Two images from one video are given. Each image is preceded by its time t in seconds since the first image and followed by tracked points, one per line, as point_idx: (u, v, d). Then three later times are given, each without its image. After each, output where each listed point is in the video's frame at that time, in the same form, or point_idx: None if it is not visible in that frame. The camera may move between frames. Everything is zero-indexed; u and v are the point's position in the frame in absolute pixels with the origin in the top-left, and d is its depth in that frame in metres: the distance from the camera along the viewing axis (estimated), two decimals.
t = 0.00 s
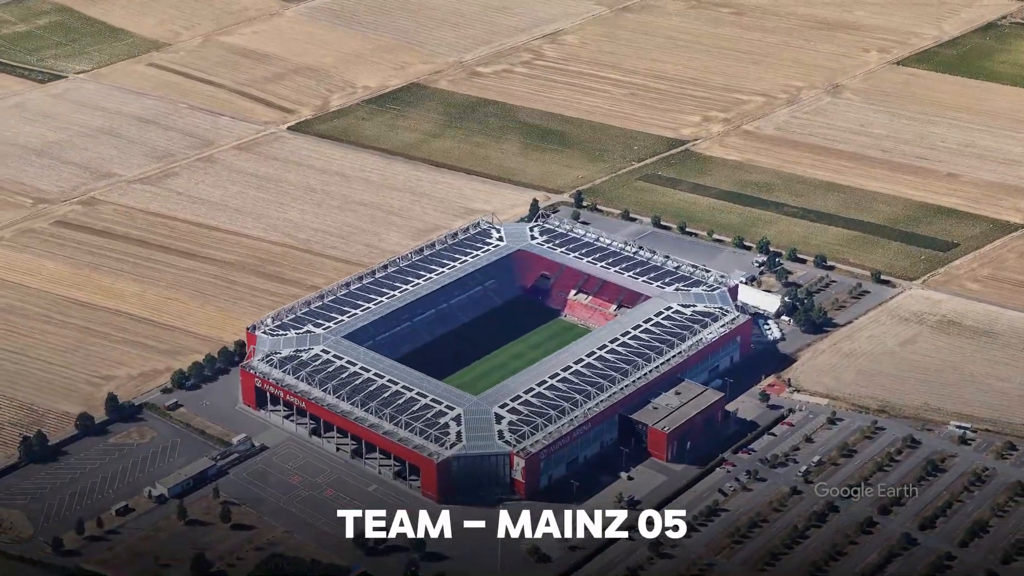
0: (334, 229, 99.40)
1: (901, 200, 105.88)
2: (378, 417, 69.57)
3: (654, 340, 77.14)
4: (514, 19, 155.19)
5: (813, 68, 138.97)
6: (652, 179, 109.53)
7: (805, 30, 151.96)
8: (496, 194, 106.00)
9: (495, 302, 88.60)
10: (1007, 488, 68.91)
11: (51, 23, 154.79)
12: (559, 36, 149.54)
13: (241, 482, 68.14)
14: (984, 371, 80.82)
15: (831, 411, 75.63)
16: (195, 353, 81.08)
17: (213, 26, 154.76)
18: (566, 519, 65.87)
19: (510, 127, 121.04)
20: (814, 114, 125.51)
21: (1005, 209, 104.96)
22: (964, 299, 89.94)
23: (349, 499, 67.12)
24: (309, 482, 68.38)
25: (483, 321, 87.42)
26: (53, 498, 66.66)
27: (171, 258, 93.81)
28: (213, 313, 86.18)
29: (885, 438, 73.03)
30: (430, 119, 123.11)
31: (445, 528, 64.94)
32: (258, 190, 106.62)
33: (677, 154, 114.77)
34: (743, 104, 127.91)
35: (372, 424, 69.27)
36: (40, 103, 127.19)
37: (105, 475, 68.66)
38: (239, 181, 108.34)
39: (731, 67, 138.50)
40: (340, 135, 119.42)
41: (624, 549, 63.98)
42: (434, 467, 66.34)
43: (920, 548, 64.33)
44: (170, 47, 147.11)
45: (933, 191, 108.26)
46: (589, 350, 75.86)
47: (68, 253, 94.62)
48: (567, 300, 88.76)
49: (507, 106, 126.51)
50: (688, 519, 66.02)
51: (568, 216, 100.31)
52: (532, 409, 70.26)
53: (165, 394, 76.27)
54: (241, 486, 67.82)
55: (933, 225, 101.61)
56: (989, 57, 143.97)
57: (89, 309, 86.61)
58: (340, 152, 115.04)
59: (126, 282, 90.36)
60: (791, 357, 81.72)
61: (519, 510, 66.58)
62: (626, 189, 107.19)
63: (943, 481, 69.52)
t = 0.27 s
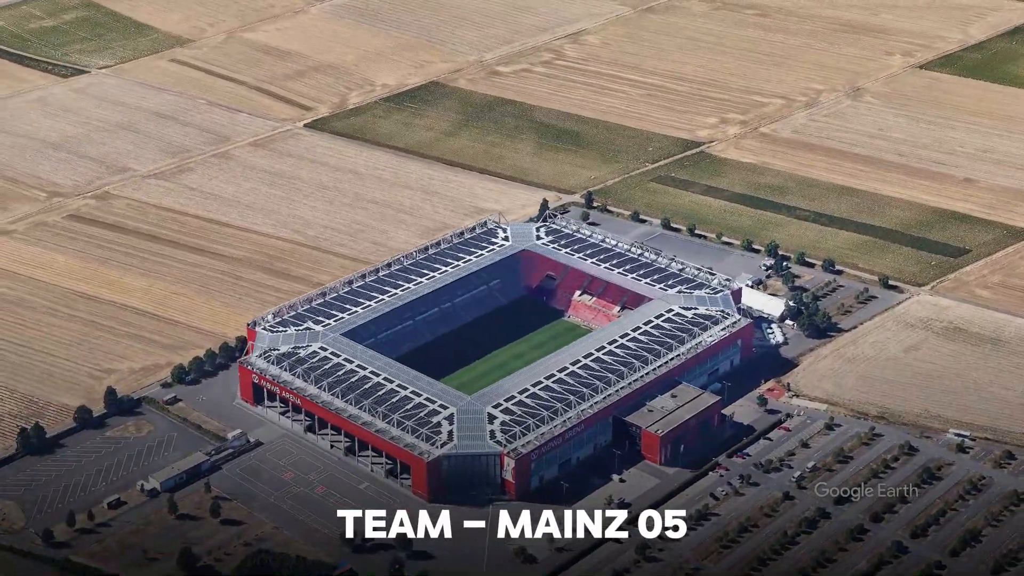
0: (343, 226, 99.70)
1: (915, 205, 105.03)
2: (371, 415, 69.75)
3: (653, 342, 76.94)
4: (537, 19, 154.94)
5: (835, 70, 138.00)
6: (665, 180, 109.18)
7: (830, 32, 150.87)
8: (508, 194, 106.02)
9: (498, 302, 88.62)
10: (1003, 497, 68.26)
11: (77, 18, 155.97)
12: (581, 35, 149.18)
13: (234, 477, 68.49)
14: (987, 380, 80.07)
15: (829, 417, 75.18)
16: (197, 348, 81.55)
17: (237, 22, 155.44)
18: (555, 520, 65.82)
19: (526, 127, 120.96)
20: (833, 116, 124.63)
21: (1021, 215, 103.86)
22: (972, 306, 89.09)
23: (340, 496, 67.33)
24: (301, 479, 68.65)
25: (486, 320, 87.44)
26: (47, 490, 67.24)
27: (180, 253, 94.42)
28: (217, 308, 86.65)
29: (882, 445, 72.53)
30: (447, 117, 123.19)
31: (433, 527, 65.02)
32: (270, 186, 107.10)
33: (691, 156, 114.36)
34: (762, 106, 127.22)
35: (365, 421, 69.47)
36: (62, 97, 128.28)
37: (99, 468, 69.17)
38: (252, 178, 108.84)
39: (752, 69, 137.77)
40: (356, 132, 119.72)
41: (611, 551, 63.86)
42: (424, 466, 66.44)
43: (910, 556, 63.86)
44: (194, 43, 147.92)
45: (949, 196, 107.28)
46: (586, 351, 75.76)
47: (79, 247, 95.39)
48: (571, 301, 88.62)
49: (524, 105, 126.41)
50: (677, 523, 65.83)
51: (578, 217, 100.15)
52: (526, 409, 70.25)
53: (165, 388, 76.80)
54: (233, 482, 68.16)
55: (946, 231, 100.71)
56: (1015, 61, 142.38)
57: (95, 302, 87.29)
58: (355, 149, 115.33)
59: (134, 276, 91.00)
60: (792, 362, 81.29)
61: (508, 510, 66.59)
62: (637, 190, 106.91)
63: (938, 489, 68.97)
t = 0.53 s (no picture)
0: (353, 224, 100.06)
1: (928, 211, 104.19)
2: (365, 413, 69.94)
3: (651, 344, 76.71)
4: (560, 18, 154.74)
5: (857, 73, 137.06)
6: (678, 182, 108.87)
7: (855, 35, 149.83)
8: (519, 194, 106.03)
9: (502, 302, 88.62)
10: (997, 507, 67.66)
11: (104, 13, 157.17)
12: (604, 36, 148.89)
13: (227, 472, 68.89)
14: (990, 388, 79.38)
15: (827, 423, 74.74)
16: (200, 343, 82.07)
17: (262, 19, 156.16)
18: (543, 521, 65.81)
19: (542, 127, 120.92)
20: (852, 120, 123.80)
21: None
22: (980, 313, 88.30)
23: (331, 494, 67.56)
24: (294, 476, 68.94)
25: (489, 319, 87.45)
26: (42, 481, 67.89)
27: (190, 248, 95.07)
28: (222, 304, 87.19)
29: (879, 452, 72.11)
30: (464, 117, 123.31)
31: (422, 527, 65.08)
32: (283, 183, 107.60)
33: (706, 158, 113.96)
34: (781, 109, 126.57)
35: (359, 420, 69.67)
36: (84, 92, 129.36)
37: (95, 460, 69.76)
38: (266, 174, 109.41)
39: (773, 71, 137.08)
40: (372, 130, 120.05)
41: (598, 554, 63.78)
42: (414, 465, 66.58)
43: (900, 564, 63.44)
44: (217, 39, 148.75)
45: (964, 202, 106.32)
46: (584, 353, 75.66)
47: (90, 241, 96.21)
48: (575, 302, 88.46)
49: (542, 105, 126.37)
50: (666, 527, 65.67)
51: (588, 219, 100.04)
52: (519, 409, 70.24)
53: (165, 383, 77.33)
54: (226, 477, 68.54)
55: (958, 236, 99.82)
56: None
57: (103, 296, 88.02)
58: (369, 147, 115.67)
59: (142, 270, 91.67)
60: (793, 367, 80.89)
61: (498, 510, 66.64)
62: (650, 192, 106.67)
63: (933, 497, 68.47)
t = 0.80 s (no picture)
0: (363, 222, 100.37)
1: (942, 216, 103.31)
2: (358, 411, 70.18)
3: (649, 347, 76.51)
4: (583, 18, 154.43)
5: (879, 77, 136.05)
6: (691, 185, 108.49)
7: (880, 38, 148.70)
8: (531, 194, 105.97)
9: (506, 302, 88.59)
10: (991, 517, 67.05)
11: (131, 8, 158.29)
12: (626, 36, 148.48)
13: (220, 468, 69.25)
14: (993, 395, 78.60)
15: (824, 429, 74.29)
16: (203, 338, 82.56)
17: (287, 15, 156.74)
18: (531, 522, 65.77)
19: (558, 127, 120.80)
20: (871, 123, 122.93)
21: None
22: (988, 321, 87.49)
23: (322, 491, 67.79)
24: (287, 472, 69.23)
25: (493, 319, 87.40)
26: (38, 473, 68.51)
27: (199, 242, 95.67)
28: (228, 299, 87.69)
29: (874, 459, 71.60)
30: (481, 116, 123.36)
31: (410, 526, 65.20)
32: (296, 180, 108.06)
33: (721, 160, 113.49)
34: (800, 111, 125.85)
35: (352, 417, 69.89)
36: (106, 87, 130.39)
37: (91, 453, 70.32)
38: (280, 171, 109.91)
39: (795, 74, 136.29)
40: (388, 128, 120.33)
41: (584, 556, 63.67)
42: (404, 463, 66.74)
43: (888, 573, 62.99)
44: (241, 36, 149.46)
45: (979, 208, 105.34)
46: (581, 354, 75.57)
47: (101, 234, 97.02)
48: (579, 303, 88.26)
49: (560, 106, 126.23)
50: (654, 530, 65.46)
51: (597, 220, 99.90)
52: (512, 410, 70.25)
53: (165, 377, 77.82)
54: (219, 472, 68.91)
55: (971, 242, 98.90)
56: None
57: (110, 289, 88.74)
58: (384, 145, 115.94)
59: (151, 264, 92.31)
60: (794, 372, 80.45)
61: (487, 511, 66.68)
62: (662, 193, 106.36)
63: (926, 506, 67.94)
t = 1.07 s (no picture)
0: (373, 220, 100.70)
1: (956, 222, 102.41)
2: (351, 408, 70.43)
3: (647, 349, 76.36)
4: (608, 19, 154.05)
5: (902, 81, 134.97)
6: (704, 187, 108.10)
7: (905, 40, 147.45)
8: (542, 194, 105.94)
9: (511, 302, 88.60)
10: (984, 526, 66.47)
11: (159, 4, 159.34)
12: (649, 38, 148.03)
13: (213, 463, 69.71)
14: (995, 403, 77.87)
15: (821, 434, 73.87)
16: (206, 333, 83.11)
17: (313, 11, 157.23)
18: (519, 523, 65.83)
19: (575, 127, 120.66)
20: (890, 127, 122.01)
21: None
22: (996, 328, 86.68)
23: (313, 487, 68.10)
24: (279, 468, 69.58)
25: (497, 318, 87.41)
26: (33, 464, 69.24)
27: (209, 238, 96.30)
28: (233, 295, 88.23)
29: (870, 466, 71.14)
30: (498, 115, 123.40)
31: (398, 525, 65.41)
32: (310, 177, 108.52)
33: (736, 163, 113.02)
34: (819, 115, 125.09)
35: (345, 414, 70.17)
36: (128, 82, 131.39)
37: (88, 445, 70.97)
38: (294, 168, 110.43)
39: (817, 77, 135.45)
40: (405, 127, 120.60)
41: (570, 557, 63.66)
42: (394, 461, 66.95)
43: None
44: (266, 33, 150.14)
45: (994, 214, 104.35)
46: (578, 356, 75.53)
47: (113, 228, 97.84)
48: (584, 304, 88.16)
49: (578, 106, 126.08)
50: (642, 533, 65.36)
51: (607, 222, 99.76)
52: (505, 410, 70.31)
53: (166, 371, 78.36)
54: (211, 467, 69.36)
55: (984, 249, 97.99)
56: None
57: (118, 283, 89.51)
58: (400, 144, 116.22)
59: (160, 258, 93.01)
60: (795, 377, 80.04)
61: (476, 511, 66.79)
62: (674, 195, 106.07)
63: (919, 514, 67.44)
